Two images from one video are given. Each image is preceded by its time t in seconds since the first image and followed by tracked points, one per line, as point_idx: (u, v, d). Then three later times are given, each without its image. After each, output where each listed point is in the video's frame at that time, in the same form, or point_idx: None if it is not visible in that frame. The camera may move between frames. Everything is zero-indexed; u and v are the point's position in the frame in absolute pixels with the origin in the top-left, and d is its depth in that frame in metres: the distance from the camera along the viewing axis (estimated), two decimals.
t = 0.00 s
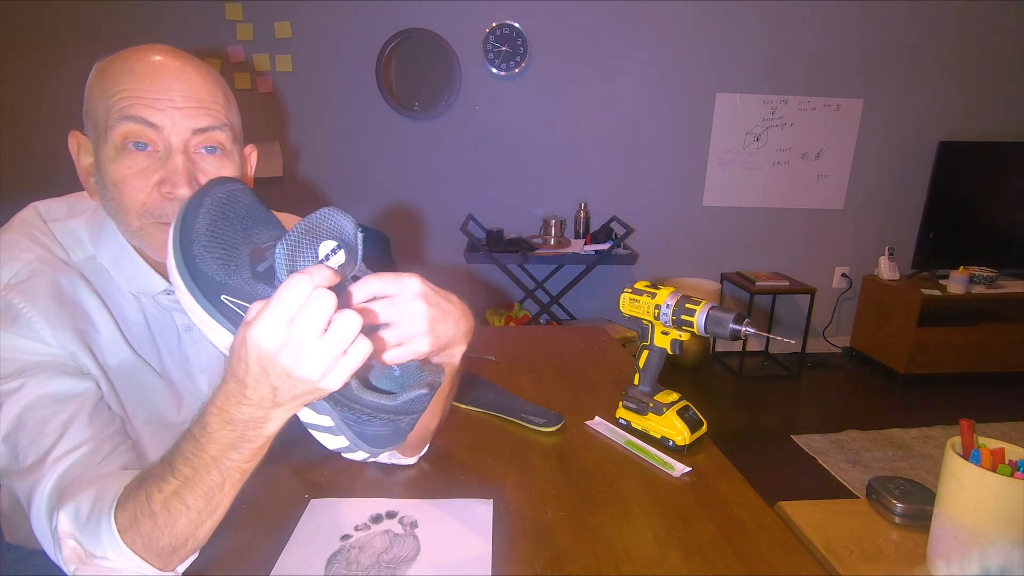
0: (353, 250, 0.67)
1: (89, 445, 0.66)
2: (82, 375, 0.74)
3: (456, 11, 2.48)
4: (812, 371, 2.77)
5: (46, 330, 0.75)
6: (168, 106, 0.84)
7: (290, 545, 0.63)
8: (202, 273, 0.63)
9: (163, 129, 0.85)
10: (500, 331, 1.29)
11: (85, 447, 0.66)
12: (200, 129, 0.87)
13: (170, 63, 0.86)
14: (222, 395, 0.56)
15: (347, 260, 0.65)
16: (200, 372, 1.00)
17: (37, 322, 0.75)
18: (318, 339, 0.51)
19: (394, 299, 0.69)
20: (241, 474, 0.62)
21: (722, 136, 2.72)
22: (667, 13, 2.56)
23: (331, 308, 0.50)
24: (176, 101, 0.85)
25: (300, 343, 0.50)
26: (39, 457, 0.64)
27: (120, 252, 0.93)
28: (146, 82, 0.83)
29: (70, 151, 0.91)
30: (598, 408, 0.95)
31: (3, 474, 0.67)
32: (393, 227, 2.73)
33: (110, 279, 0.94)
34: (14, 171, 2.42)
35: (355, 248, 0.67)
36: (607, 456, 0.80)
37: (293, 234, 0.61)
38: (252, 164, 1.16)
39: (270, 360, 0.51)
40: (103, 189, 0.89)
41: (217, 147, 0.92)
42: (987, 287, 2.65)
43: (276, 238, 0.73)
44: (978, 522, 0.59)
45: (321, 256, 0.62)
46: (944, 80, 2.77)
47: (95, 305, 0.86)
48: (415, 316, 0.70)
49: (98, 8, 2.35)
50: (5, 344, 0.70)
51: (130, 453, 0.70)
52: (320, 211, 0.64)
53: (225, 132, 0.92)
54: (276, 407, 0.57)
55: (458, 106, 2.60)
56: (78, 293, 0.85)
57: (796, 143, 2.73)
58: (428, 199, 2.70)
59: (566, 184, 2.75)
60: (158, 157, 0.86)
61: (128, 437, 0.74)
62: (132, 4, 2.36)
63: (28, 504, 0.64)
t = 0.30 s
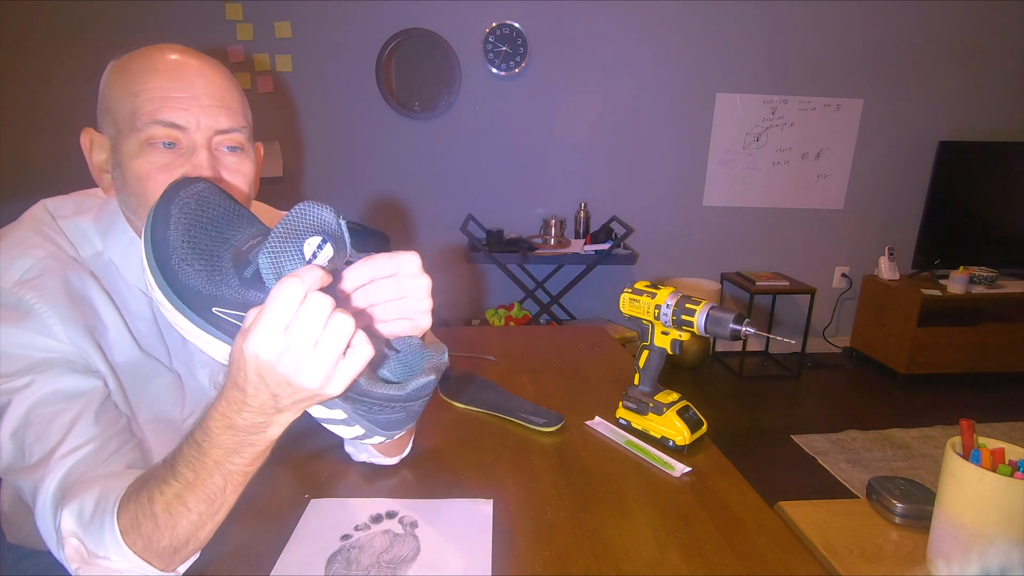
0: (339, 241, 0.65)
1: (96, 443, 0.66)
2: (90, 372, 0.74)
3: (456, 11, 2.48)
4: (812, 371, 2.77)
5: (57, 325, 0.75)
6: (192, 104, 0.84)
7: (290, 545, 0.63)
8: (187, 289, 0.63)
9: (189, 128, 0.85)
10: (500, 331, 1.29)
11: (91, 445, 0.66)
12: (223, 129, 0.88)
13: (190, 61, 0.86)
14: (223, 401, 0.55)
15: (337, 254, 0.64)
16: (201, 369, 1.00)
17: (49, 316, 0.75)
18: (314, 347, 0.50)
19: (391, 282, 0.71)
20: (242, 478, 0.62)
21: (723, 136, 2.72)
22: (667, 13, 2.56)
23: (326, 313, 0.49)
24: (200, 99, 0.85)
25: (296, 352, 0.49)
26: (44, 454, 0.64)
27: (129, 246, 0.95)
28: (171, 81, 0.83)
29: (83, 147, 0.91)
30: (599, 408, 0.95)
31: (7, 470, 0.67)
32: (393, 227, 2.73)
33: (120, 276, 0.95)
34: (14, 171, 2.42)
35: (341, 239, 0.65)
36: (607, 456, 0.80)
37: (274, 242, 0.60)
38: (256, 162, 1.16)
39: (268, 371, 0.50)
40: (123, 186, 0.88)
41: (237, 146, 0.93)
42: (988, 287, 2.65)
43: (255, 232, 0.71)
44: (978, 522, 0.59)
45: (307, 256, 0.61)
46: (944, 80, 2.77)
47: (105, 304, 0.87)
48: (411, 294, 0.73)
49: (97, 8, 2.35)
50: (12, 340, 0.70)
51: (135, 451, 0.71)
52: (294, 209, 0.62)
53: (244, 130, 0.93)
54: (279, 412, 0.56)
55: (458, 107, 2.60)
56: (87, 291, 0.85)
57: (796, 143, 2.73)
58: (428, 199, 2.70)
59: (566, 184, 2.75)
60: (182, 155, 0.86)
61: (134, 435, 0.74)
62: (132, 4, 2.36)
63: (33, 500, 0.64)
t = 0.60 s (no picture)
0: (327, 234, 0.67)
1: (96, 443, 0.66)
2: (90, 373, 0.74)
3: (456, 11, 2.48)
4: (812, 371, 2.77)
5: (59, 327, 0.75)
6: (187, 103, 0.84)
7: (290, 545, 0.63)
8: (176, 264, 0.64)
9: (184, 126, 0.85)
10: (500, 331, 1.29)
11: (90, 445, 0.66)
12: (219, 127, 0.88)
13: (186, 60, 0.85)
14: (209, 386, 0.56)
15: (322, 248, 0.66)
16: (201, 364, 1.02)
17: (50, 319, 0.75)
18: (268, 341, 0.52)
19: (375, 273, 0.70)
20: (234, 470, 0.62)
21: (723, 136, 2.72)
22: (667, 13, 2.56)
23: (284, 312, 0.50)
24: (195, 98, 0.84)
25: (249, 344, 0.51)
26: (44, 455, 0.64)
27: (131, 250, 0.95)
28: (167, 80, 0.83)
29: (80, 147, 0.91)
30: (599, 408, 0.95)
31: (7, 471, 0.67)
32: (393, 227, 2.73)
33: (119, 276, 0.95)
34: (13, 171, 2.41)
35: (330, 232, 0.67)
36: (606, 456, 0.80)
37: (253, 224, 0.62)
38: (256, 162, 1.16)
39: (222, 357, 0.52)
40: (119, 185, 0.88)
41: (232, 144, 0.92)
42: (988, 287, 2.65)
43: (246, 207, 0.72)
44: (978, 522, 0.59)
45: (286, 248, 0.62)
46: (944, 80, 2.77)
47: (106, 304, 0.87)
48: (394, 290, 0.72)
49: (97, 8, 2.35)
50: (14, 341, 0.70)
51: (136, 451, 0.71)
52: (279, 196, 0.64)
53: (240, 129, 0.93)
54: (255, 402, 0.57)
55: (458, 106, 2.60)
56: (88, 292, 0.86)
57: (796, 143, 2.73)
58: (428, 199, 2.70)
59: (566, 184, 2.75)
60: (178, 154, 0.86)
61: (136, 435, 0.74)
62: (132, 4, 2.36)
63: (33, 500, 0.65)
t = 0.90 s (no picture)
0: (328, 219, 0.67)
1: (106, 442, 0.67)
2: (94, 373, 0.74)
3: (456, 11, 2.48)
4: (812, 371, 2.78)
5: (59, 329, 0.75)
6: (179, 101, 0.84)
7: (290, 546, 0.63)
8: (185, 258, 0.66)
9: (176, 124, 0.85)
10: (500, 331, 1.29)
11: (100, 444, 0.66)
12: (211, 125, 0.88)
13: (179, 60, 0.86)
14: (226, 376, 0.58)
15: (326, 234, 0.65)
16: (205, 363, 1.02)
17: (50, 321, 0.75)
18: (290, 324, 0.52)
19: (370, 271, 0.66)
20: (251, 459, 0.63)
21: (723, 136, 2.72)
22: (667, 13, 2.56)
23: (301, 294, 0.50)
24: (187, 96, 0.85)
25: (272, 329, 0.52)
26: (53, 456, 0.64)
27: (127, 250, 0.94)
28: (158, 79, 0.83)
29: (74, 148, 0.91)
30: (599, 408, 0.95)
31: (13, 475, 0.66)
32: (393, 226, 2.73)
33: (117, 277, 0.95)
34: (13, 170, 2.41)
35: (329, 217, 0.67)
36: (606, 456, 0.80)
37: (263, 214, 0.63)
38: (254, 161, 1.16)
39: (247, 345, 0.53)
40: (113, 185, 0.88)
41: (225, 142, 0.92)
42: (987, 287, 2.65)
43: (251, 204, 0.73)
44: (978, 522, 0.59)
45: (294, 236, 0.62)
46: (945, 80, 2.77)
47: (106, 305, 0.87)
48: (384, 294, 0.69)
49: (97, 8, 2.35)
50: (15, 344, 0.70)
51: (143, 450, 0.71)
52: (281, 186, 0.65)
53: (234, 127, 0.93)
54: (274, 388, 0.58)
55: (458, 106, 2.60)
56: (88, 294, 0.86)
57: (796, 143, 2.73)
58: (428, 198, 2.70)
59: (566, 184, 2.75)
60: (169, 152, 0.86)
61: (140, 434, 0.75)
62: (132, 4, 2.36)
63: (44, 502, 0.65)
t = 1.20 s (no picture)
0: (319, 219, 0.68)
1: (104, 443, 0.67)
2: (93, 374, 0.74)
3: (456, 11, 2.48)
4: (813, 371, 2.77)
5: (59, 330, 0.75)
6: (178, 100, 0.85)
7: (290, 545, 0.63)
8: (172, 259, 0.65)
9: (175, 122, 0.85)
10: (500, 331, 1.29)
11: (99, 445, 0.66)
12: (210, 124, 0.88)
13: (178, 59, 0.86)
14: (224, 383, 0.57)
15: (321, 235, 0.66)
16: (205, 364, 1.02)
17: (50, 322, 0.75)
18: (299, 328, 0.52)
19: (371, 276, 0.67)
20: (249, 461, 0.63)
21: (723, 136, 2.72)
22: (667, 12, 2.56)
23: (307, 294, 0.50)
24: (187, 95, 0.85)
25: (281, 335, 0.51)
26: (52, 456, 0.64)
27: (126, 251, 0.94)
28: (157, 77, 0.83)
29: (74, 148, 0.91)
30: (599, 408, 0.95)
31: (12, 475, 0.66)
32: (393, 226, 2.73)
33: (116, 277, 0.95)
34: (14, 170, 2.41)
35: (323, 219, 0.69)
36: (605, 456, 0.80)
37: (260, 219, 0.63)
38: (254, 161, 1.16)
39: (256, 355, 0.52)
40: (112, 185, 0.88)
41: (224, 141, 0.93)
42: (988, 287, 2.65)
43: (236, 204, 0.73)
44: (978, 522, 0.59)
45: (290, 240, 0.62)
46: (945, 80, 2.77)
47: (106, 306, 0.87)
48: (381, 300, 0.67)
49: (98, 8, 2.35)
50: (14, 345, 0.70)
51: (142, 451, 0.71)
52: (274, 191, 0.65)
53: (234, 126, 0.94)
54: (277, 393, 0.57)
55: (458, 106, 2.60)
56: (88, 294, 0.86)
57: (796, 143, 2.73)
58: (428, 198, 2.70)
59: (566, 184, 2.75)
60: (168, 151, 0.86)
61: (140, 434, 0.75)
62: (132, 4, 2.36)
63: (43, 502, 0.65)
